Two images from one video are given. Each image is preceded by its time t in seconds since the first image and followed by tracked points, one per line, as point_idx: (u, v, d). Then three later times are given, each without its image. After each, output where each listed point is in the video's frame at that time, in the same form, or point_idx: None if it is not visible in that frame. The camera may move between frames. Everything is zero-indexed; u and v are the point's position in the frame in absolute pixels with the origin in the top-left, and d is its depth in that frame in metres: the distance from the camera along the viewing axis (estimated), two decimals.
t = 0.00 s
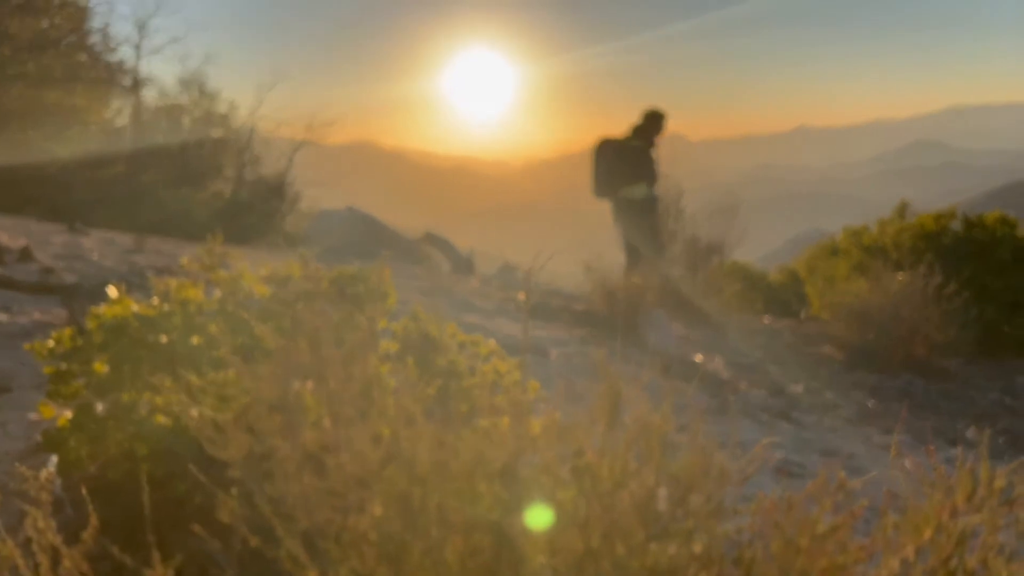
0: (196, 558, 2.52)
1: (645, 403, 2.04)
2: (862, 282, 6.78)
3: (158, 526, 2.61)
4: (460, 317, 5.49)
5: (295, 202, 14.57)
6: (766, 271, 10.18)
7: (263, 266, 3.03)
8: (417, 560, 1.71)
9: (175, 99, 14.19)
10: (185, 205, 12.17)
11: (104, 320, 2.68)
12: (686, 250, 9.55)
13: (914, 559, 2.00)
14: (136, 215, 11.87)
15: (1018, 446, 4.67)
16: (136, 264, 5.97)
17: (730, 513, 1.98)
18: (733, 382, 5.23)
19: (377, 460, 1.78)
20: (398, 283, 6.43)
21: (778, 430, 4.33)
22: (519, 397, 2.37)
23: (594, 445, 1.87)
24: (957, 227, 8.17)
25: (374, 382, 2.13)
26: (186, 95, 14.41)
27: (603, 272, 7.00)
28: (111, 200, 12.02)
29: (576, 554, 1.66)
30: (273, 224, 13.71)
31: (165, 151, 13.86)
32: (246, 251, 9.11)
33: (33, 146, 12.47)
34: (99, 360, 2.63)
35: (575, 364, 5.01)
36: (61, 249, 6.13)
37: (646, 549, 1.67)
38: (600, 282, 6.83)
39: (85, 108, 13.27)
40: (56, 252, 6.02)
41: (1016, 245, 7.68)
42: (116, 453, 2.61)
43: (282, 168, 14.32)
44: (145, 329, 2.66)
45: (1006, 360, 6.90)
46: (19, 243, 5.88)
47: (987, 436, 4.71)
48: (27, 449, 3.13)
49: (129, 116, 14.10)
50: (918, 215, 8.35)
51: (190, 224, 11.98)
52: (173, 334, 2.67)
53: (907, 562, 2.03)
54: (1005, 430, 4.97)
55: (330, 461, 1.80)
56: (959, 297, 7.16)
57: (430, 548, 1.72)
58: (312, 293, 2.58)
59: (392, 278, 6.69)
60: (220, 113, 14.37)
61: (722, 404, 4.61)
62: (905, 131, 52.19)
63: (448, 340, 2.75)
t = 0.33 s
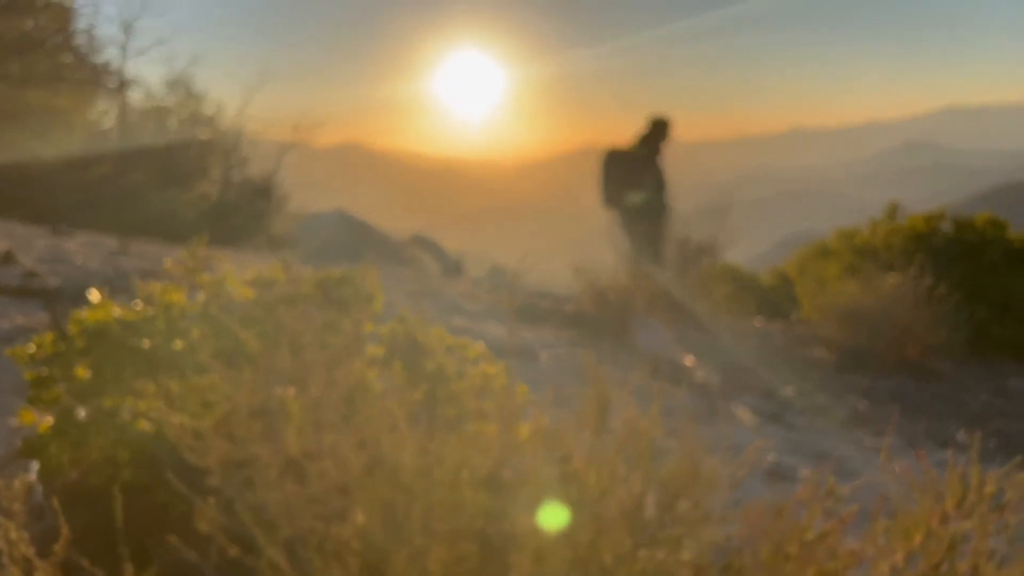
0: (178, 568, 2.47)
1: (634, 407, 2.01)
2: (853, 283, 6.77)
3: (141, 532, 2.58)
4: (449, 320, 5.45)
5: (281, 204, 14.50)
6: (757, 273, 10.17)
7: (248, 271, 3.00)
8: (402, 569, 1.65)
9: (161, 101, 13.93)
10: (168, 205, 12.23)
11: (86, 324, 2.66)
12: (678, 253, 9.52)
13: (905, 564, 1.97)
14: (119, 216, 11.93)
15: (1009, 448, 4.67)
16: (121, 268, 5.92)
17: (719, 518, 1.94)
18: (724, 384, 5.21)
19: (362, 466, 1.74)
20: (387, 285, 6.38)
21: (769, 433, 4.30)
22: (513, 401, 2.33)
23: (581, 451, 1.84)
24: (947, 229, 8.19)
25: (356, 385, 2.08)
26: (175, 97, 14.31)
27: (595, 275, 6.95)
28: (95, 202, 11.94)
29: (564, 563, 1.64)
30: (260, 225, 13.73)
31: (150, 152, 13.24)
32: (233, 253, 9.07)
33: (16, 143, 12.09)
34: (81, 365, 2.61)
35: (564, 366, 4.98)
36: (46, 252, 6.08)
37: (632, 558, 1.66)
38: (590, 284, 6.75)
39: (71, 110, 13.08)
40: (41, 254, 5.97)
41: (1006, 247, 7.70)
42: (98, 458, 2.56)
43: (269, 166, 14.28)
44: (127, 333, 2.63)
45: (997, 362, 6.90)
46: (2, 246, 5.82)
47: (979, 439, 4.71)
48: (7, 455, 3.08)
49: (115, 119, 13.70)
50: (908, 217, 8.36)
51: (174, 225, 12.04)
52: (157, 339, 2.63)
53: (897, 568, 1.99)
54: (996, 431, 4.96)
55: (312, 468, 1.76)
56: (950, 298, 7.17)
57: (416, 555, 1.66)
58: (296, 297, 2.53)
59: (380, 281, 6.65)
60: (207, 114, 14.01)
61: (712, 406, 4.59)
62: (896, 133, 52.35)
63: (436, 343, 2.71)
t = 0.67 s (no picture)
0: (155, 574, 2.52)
1: (614, 412, 2.02)
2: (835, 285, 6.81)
3: (125, 536, 2.62)
4: (434, 322, 5.44)
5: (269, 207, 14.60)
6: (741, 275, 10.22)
7: (229, 273, 2.97)
8: None
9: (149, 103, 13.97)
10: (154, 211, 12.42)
11: (65, 329, 2.66)
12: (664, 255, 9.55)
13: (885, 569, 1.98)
14: (104, 220, 12.05)
15: (989, 448, 4.73)
16: (105, 272, 5.91)
17: (699, 522, 1.95)
18: (707, 385, 5.23)
19: (338, 474, 1.75)
20: (372, 288, 6.35)
21: (754, 435, 4.31)
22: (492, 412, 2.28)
23: (558, 455, 1.86)
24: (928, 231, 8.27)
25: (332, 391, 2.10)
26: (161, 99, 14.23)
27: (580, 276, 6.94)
28: (82, 204, 12.07)
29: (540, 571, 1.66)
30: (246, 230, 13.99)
31: (136, 155, 13.23)
32: (218, 257, 9.05)
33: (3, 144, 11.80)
34: (60, 370, 2.61)
35: (548, 369, 4.97)
36: (30, 255, 6.07)
37: (610, 563, 1.67)
38: (575, 284, 6.69)
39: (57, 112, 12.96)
40: (24, 258, 5.95)
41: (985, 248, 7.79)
42: (78, 466, 2.58)
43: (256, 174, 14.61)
44: (106, 339, 2.64)
45: (977, 363, 6.98)
46: None
47: (959, 439, 4.76)
48: None
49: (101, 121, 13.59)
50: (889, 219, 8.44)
51: (157, 228, 12.26)
52: (136, 344, 2.64)
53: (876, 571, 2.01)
54: (976, 432, 5.03)
55: (287, 476, 1.77)
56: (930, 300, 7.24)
57: (391, 563, 1.71)
58: (273, 302, 2.47)
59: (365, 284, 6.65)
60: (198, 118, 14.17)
61: (695, 407, 4.61)
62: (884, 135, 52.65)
63: (420, 346, 2.70)
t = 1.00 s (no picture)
0: None
1: (587, 414, 2.00)
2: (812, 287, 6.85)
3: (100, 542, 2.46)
4: (416, 325, 5.41)
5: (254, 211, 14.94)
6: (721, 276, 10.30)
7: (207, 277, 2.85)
8: None
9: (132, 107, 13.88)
10: (137, 211, 12.00)
11: (40, 335, 2.61)
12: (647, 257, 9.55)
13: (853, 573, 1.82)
14: (91, 221, 11.38)
15: (963, 446, 4.82)
16: (86, 276, 5.89)
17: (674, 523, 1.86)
18: (687, 386, 5.29)
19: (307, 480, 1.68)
20: (353, 290, 6.31)
21: (731, 435, 4.33)
22: (466, 415, 2.34)
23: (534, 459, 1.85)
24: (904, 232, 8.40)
25: (309, 396, 2.12)
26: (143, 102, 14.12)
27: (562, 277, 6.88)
28: (67, 207, 11.46)
29: None
30: (231, 232, 14.10)
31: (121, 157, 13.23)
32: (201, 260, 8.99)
33: None
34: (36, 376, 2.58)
35: (528, 368, 4.89)
36: (8, 261, 6.01)
37: (582, 568, 1.62)
38: (556, 285, 6.61)
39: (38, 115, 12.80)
40: (2, 263, 5.90)
41: (959, 250, 7.91)
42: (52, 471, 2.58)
43: (241, 177, 14.89)
44: (82, 344, 2.62)
45: (952, 363, 7.08)
46: None
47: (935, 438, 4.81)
48: None
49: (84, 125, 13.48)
50: (866, 221, 8.55)
51: (143, 229, 11.75)
52: (111, 349, 2.64)
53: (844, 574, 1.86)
54: (951, 430, 5.13)
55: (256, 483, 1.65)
56: (906, 301, 7.32)
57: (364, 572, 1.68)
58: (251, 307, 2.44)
59: (348, 287, 6.62)
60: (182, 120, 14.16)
61: (677, 409, 4.59)
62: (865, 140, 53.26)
63: (400, 350, 2.74)
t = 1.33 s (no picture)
0: None
1: (561, 421, 1.98)
2: (787, 288, 6.74)
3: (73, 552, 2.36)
4: (395, 328, 5.38)
5: (235, 215, 15.07)
6: (699, 279, 10.37)
7: (188, 280, 2.68)
8: None
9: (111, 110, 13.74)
10: (118, 214, 11.91)
11: (10, 341, 2.49)
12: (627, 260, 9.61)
13: None
14: (69, 224, 11.39)
15: (937, 446, 4.88)
16: (61, 280, 5.85)
17: (648, 529, 1.82)
18: (666, 388, 5.34)
19: (276, 489, 1.56)
20: (332, 293, 6.28)
21: (708, 436, 4.36)
22: (440, 417, 2.36)
23: (508, 464, 1.80)
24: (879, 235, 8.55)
25: (285, 400, 2.13)
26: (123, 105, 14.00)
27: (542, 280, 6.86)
28: (44, 210, 11.41)
29: None
30: (211, 235, 14.20)
31: (101, 159, 13.09)
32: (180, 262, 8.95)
33: None
34: (9, 381, 2.50)
35: (510, 372, 4.85)
36: None
37: None
38: (535, 289, 6.59)
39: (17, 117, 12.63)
40: None
41: (934, 251, 8.02)
42: (26, 479, 2.50)
43: (223, 182, 14.98)
44: (54, 350, 2.48)
45: (925, 365, 7.18)
46: None
47: (909, 438, 4.88)
48: None
49: (63, 127, 13.21)
50: (842, 224, 8.68)
51: (124, 233, 11.79)
52: (83, 354, 2.46)
53: None
54: (925, 430, 5.22)
55: (223, 490, 1.51)
56: (881, 303, 7.39)
57: None
58: (229, 311, 2.41)
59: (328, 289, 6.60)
60: (161, 123, 14.12)
61: (655, 410, 4.62)
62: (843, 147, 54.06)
63: (378, 353, 2.74)
